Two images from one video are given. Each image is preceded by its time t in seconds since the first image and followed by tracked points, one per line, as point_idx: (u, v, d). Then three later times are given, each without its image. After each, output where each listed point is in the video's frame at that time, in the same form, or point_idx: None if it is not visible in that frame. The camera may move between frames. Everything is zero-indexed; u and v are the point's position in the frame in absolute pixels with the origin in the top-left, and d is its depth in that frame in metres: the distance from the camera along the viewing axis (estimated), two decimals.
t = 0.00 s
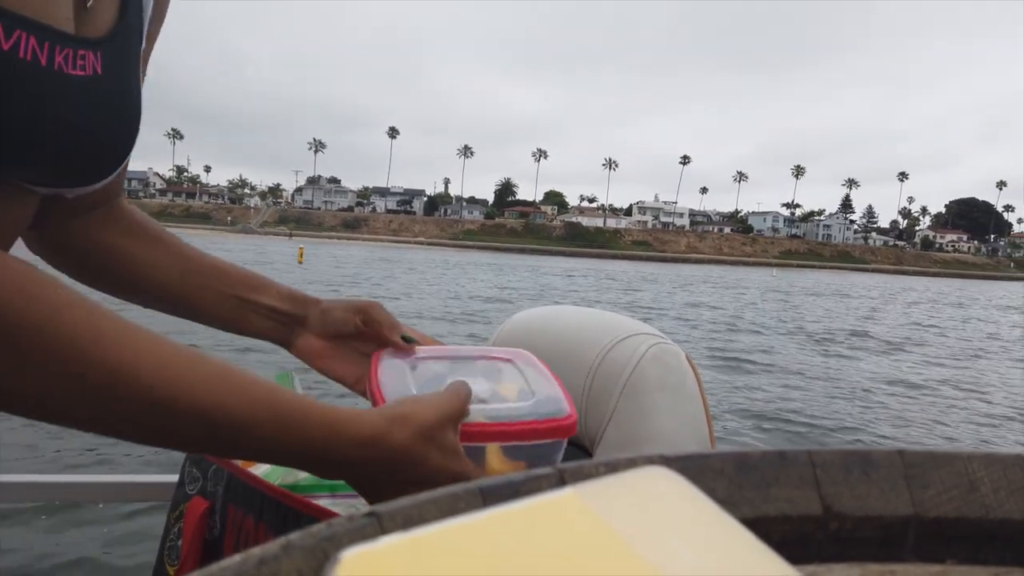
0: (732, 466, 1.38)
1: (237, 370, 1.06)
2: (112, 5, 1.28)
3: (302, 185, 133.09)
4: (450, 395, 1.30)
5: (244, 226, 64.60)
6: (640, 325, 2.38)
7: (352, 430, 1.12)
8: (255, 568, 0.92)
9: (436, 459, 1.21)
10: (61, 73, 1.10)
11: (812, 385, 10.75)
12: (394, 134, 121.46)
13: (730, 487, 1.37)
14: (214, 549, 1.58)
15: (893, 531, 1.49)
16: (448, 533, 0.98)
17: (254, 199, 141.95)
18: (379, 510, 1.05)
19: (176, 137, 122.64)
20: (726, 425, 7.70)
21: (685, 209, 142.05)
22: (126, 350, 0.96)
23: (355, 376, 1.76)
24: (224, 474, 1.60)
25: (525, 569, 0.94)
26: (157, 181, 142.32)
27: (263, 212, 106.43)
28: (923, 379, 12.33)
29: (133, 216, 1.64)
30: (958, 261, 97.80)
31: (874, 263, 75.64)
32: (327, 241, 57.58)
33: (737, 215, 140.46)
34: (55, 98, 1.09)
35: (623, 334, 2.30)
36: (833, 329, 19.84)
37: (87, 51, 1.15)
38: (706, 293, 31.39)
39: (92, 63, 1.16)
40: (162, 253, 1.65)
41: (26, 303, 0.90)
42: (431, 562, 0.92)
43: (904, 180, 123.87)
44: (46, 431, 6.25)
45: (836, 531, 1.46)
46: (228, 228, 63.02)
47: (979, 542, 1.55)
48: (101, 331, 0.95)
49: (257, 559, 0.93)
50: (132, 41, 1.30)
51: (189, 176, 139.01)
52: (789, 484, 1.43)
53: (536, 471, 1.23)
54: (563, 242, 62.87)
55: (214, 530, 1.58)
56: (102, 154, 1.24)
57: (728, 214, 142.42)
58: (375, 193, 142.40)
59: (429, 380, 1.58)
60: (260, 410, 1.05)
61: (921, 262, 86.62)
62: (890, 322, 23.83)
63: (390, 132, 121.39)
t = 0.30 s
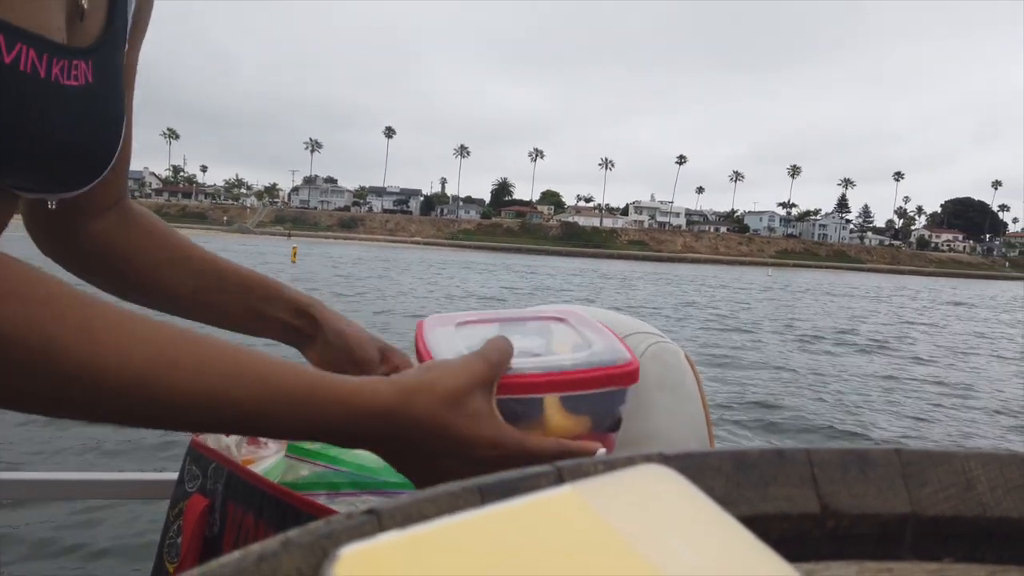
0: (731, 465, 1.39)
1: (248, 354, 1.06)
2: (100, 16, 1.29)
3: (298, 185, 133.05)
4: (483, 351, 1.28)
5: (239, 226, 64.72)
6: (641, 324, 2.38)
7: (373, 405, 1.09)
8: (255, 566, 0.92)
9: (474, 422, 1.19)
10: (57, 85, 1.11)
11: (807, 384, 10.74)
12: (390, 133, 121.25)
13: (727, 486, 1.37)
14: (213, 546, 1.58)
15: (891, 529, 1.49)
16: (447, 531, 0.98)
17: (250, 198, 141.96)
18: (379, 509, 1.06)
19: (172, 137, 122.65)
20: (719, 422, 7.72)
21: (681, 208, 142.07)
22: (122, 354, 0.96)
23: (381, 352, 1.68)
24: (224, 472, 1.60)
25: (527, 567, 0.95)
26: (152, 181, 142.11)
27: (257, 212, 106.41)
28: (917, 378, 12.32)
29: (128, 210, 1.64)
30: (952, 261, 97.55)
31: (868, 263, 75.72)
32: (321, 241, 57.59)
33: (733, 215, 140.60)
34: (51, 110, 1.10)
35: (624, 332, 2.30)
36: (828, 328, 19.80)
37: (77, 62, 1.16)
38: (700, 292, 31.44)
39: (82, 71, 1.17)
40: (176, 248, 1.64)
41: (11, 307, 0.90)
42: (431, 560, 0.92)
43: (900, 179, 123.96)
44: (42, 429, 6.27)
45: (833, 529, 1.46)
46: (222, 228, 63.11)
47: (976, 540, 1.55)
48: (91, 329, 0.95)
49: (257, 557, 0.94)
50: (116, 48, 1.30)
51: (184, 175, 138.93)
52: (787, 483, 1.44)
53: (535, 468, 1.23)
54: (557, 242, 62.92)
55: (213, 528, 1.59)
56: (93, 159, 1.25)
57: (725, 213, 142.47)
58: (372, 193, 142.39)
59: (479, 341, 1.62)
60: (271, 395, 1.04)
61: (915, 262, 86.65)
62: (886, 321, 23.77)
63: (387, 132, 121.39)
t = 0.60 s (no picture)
0: (732, 465, 1.39)
1: (143, 343, 0.98)
2: (115, 19, 1.27)
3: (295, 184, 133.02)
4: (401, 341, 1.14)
5: (233, 226, 64.57)
6: (640, 324, 2.39)
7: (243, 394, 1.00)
8: (255, 566, 0.92)
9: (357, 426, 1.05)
10: (68, 94, 1.11)
11: (804, 384, 10.72)
12: (387, 134, 121.25)
13: (728, 487, 1.37)
14: (213, 546, 1.58)
15: (893, 530, 1.49)
16: (445, 533, 0.97)
17: (247, 198, 141.88)
18: (379, 509, 1.05)
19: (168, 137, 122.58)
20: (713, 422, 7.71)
21: (678, 208, 142.07)
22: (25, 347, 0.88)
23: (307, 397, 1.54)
24: (224, 472, 1.60)
25: (526, 570, 0.94)
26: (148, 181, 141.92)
27: (252, 211, 106.21)
28: (911, 378, 12.33)
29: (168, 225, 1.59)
30: (948, 260, 97.50)
31: (863, 263, 75.70)
32: (314, 241, 57.52)
33: (730, 215, 140.58)
34: (60, 116, 1.10)
35: (622, 333, 2.31)
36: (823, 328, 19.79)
37: (90, 72, 1.16)
38: (695, 292, 31.44)
39: (92, 81, 1.16)
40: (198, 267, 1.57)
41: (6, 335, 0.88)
42: (432, 562, 0.92)
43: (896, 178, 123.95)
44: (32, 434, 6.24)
45: (835, 529, 1.45)
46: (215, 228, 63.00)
47: (978, 542, 1.55)
48: (40, 332, 0.90)
49: (256, 557, 0.93)
50: (129, 57, 1.29)
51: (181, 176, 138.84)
52: (788, 483, 1.43)
53: (536, 469, 1.22)
54: (552, 242, 62.89)
55: (213, 528, 1.58)
56: (100, 165, 1.24)
57: (722, 212, 142.44)
58: (369, 193, 142.39)
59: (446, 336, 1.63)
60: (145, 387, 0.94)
61: (911, 261, 86.66)
62: (880, 321, 23.79)
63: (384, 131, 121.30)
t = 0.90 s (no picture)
0: (732, 466, 1.39)
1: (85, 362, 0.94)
2: (121, 24, 1.27)
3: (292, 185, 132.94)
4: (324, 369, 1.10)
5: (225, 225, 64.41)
6: (640, 326, 2.39)
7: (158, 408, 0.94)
8: (255, 567, 0.92)
9: (272, 451, 0.99)
10: (66, 99, 1.11)
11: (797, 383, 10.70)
12: (383, 133, 120.93)
13: (727, 488, 1.37)
14: (213, 549, 1.58)
15: (892, 531, 1.49)
16: (444, 534, 0.98)
17: (243, 198, 141.78)
18: (379, 511, 1.05)
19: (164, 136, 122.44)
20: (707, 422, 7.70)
21: (674, 208, 142.11)
22: None
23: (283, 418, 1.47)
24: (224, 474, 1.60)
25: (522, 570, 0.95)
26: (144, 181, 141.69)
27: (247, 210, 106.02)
28: (906, 377, 12.33)
29: (194, 233, 1.53)
30: (943, 259, 97.55)
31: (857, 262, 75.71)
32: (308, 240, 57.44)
33: (726, 215, 140.59)
34: (61, 119, 1.10)
35: (621, 334, 2.31)
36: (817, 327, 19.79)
37: (92, 74, 1.16)
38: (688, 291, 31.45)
39: (96, 85, 1.16)
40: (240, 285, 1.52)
41: None
42: (432, 563, 0.92)
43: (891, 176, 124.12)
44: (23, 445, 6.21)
45: (835, 530, 1.46)
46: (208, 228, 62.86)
47: (978, 543, 1.55)
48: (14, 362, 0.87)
49: (257, 559, 0.93)
50: (137, 60, 1.29)
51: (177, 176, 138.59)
52: (788, 484, 1.44)
53: (536, 471, 1.22)
54: (547, 242, 62.85)
55: (213, 530, 1.59)
56: (104, 166, 1.23)
57: (718, 212, 142.47)
58: (365, 193, 142.34)
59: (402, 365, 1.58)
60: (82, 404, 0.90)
61: (906, 260, 86.70)
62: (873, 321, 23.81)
63: (380, 130, 121.15)
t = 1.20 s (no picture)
0: (733, 470, 1.38)
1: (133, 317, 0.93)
2: (112, 23, 1.24)
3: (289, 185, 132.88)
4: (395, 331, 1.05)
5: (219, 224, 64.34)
6: (640, 327, 2.39)
7: (274, 353, 0.92)
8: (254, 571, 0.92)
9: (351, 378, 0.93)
10: (54, 100, 1.09)
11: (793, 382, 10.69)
12: (379, 132, 120.79)
13: (729, 491, 1.36)
14: (212, 553, 1.58)
15: (893, 534, 1.49)
16: (447, 538, 0.97)
17: (239, 198, 141.70)
18: (380, 514, 1.04)
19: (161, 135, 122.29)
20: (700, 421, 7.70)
21: (671, 207, 142.09)
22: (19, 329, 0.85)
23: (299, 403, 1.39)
24: (223, 478, 1.60)
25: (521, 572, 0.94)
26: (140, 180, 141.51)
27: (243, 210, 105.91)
28: (900, 376, 12.34)
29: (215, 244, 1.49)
30: (938, 259, 97.56)
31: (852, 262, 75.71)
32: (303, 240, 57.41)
33: (723, 214, 140.56)
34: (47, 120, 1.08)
35: (621, 336, 2.30)
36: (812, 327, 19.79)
37: (80, 75, 1.14)
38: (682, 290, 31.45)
39: (85, 87, 1.14)
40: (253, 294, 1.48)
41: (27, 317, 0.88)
42: (431, 566, 0.92)
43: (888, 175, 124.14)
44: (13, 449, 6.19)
45: (837, 534, 1.45)
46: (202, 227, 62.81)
47: (979, 546, 1.55)
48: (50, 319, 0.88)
49: (256, 564, 0.93)
50: (132, 60, 1.28)
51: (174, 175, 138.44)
52: (789, 488, 1.43)
53: (538, 473, 1.21)
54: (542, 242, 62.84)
55: (212, 535, 1.58)
56: (97, 164, 1.22)
57: (715, 211, 142.44)
58: (362, 192, 142.31)
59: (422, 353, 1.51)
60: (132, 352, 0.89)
61: (901, 259, 86.70)
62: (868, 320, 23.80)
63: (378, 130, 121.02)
